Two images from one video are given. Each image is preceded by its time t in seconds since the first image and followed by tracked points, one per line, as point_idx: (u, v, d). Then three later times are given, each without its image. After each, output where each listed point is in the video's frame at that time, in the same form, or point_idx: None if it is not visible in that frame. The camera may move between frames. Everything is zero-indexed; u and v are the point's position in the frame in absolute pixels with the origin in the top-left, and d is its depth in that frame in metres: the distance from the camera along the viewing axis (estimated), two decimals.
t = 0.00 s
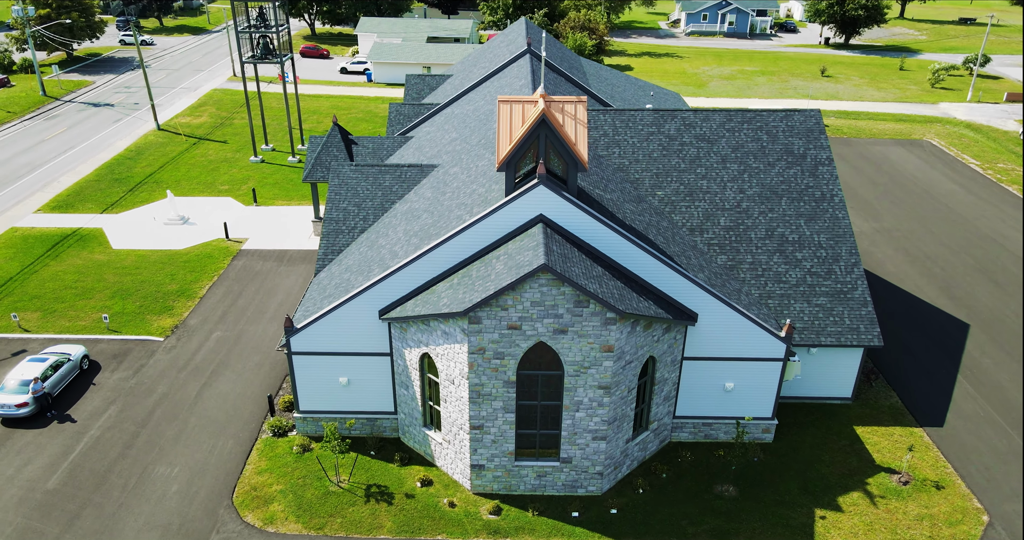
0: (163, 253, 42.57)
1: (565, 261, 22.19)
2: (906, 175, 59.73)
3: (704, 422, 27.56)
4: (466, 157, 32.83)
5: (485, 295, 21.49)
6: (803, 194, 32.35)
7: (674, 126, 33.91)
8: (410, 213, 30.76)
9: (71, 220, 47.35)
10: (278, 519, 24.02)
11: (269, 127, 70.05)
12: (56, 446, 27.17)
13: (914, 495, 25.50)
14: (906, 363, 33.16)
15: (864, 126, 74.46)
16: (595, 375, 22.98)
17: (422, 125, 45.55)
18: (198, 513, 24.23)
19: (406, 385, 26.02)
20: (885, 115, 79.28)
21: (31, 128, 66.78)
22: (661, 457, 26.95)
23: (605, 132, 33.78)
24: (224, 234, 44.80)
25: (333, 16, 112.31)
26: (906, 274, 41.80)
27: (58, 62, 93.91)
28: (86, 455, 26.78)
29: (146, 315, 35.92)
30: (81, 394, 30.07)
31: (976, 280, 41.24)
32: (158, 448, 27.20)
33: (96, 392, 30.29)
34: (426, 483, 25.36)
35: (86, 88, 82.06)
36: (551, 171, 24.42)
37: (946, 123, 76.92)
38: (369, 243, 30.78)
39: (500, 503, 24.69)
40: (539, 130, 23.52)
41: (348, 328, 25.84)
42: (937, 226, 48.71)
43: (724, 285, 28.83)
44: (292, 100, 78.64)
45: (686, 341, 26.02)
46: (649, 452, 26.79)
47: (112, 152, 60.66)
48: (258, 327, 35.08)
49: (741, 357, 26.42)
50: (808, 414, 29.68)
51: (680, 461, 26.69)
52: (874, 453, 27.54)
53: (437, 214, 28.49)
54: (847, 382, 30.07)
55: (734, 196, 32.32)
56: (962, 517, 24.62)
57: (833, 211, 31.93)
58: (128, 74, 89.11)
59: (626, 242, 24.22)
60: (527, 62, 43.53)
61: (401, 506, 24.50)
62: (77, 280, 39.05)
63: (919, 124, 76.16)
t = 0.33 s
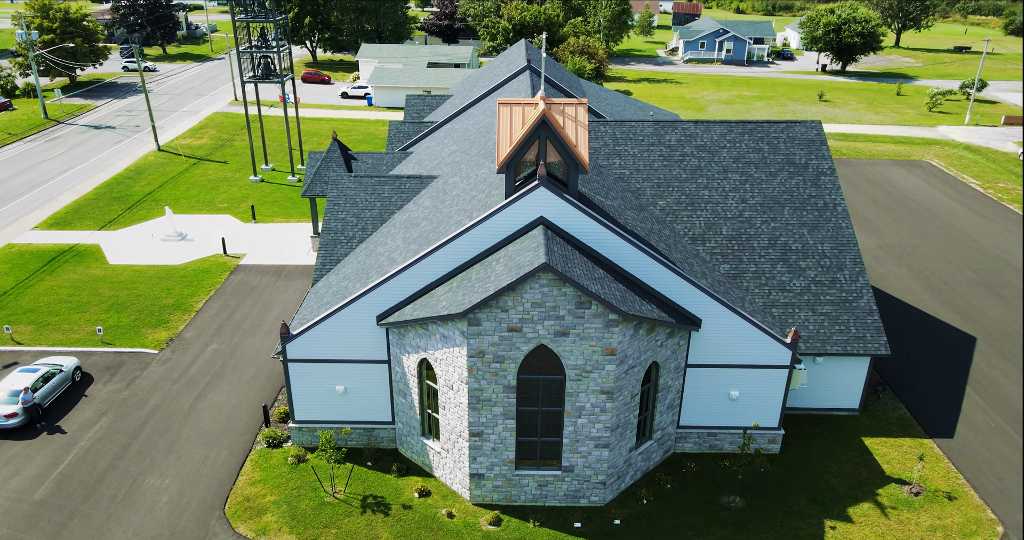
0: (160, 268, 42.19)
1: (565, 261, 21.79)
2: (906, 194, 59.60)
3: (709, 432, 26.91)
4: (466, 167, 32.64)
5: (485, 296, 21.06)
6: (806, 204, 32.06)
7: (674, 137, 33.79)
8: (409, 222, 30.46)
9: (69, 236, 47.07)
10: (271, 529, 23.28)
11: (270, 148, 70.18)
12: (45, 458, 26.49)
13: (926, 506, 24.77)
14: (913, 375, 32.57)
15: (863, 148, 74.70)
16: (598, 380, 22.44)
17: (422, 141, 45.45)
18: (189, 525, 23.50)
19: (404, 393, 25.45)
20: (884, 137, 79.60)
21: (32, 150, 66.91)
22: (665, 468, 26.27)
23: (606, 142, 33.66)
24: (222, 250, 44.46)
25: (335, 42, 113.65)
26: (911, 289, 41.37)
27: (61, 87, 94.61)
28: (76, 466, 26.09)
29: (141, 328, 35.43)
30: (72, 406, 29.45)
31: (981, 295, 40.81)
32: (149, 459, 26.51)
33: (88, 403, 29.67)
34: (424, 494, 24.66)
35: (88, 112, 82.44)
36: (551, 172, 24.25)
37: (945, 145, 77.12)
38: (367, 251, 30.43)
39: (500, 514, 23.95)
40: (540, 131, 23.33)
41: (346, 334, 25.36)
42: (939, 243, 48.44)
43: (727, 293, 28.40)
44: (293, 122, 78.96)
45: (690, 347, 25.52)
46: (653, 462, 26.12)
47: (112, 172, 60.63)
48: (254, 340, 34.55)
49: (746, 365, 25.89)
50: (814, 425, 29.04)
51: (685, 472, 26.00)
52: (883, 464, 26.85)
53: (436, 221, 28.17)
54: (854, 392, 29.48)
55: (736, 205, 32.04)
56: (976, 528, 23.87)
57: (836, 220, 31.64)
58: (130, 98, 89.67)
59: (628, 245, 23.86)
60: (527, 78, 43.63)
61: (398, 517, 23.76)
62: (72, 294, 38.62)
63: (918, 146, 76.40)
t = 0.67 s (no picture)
0: (157, 283, 41.80)
1: (567, 261, 21.41)
2: (907, 213, 59.44)
3: (714, 442, 26.27)
4: (466, 177, 32.44)
5: (485, 296, 20.67)
6: (808, 213, 31.80)
7: (675, 148, 33.68)
8: (408, 230, 30.16)
9: (66, 253, 46.75)
10: None
11: (270, 170, 70.27)
12: (33, 468, 25.82)
13: (939, 517, 24.03)
14: (919, 387, 31.98)
15: (862, 170, 74.86)
16: (600, 383, 21.92)
17: (422, 157, 45.38)
18: (178, 535, 22.78)
19: (402, 400, 24.89)
20: (883, 159, 79.84)
21: (33, 171, 66.97)
22: (669, 478, 25.58)
23: (606, 153, 33.52)
24: (220, 266, 44.11)
25: (336, 69, 113.74)
26: (915, 304, 40.91)
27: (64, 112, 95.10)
28: (65, 476, 25.42)
29: (135, 341, 34.93)
30: (63, 418, 28.84)
31: (986, 309, 40.39)
32: (140, 469, 25.84)
33: (80, 415, 29.06)
34: (421, 504, 23.96)
35: (90, 135, 82.79)
36: (551, 175, 23.97)
37: (943, 167, 77.21)
38: (366, 260, 30.09)
39: (500, 524, 23.23)
40: (540, 133, 23.09)
41: (343, 340, 24.89)
42: (942, 260, 48.15)
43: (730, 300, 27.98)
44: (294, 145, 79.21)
45: (694, 353, 25.02)
46: (657, 472, 25.45)
47: (112, 192, 60.58)
48: (250, 352, 34.02)
49: (751, 371, 25.38)
50: (821, 436, 28.40)
51: (689, 483, 25.32)
52: (893, 474, 26.15)
53: (436, 227, 27.87)
54: (861, 403, 28.89)
55: (738, 215, 31.77)
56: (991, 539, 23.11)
57: (839, 229, 31.35)
58: (132, 123, 90.16)
59: (629, 248, 23.55)
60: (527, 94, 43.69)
61: (395, 527, 23.03)
62: (67, 309, 38.19)
63: (918, 168, 76.58)
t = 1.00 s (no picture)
0: (154, 298, 41.40)
1: (568, 260, 21.08)
2: (908, 233, 59.33)
3: (719, 451, 25.67)
4: (465, 187, 32.27)
5: (484, 294, 20.31)
6: (811, 222, 31.56)
7: (675, 159, 33.58)
8: (407, 239, 29.89)
9: (63, 270, 46.43)
10: None
11: (270, 191, 70.33)
12: (22, 478, 25.19)
13: (952, 526, 23.34)
14: (927, 399, 31.43)
15: (862, 192, 74.96)
16: (602, 386, 21.43)
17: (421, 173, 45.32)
18: None
19: (400, 407, 24.35)
20: (882, 182, 79.99)
21: (33, 193, 66.95)
22: (673, 488, 24.93)
23: (607, 164, 33.42)
24: (218, 281, 43.76)
25: (337, 95, 114.82)
26: (919, 318, 40.48)
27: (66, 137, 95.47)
28: (54, 486, 24.76)
29: (130, 354, 34.45)
30: (54, 428, 28.24)
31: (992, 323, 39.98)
32: (131, 479, 25.20)
33: (71, 426, 28.47)
34: (419, 513, 23.29)
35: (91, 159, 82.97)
36: (551, 177, 23.79)
37: (943, 189, 77.33)
38: (364, 268, 29.78)
39: (500, 533, 22.54)
40: (540, 133, 22.98)
41: (340, 345, 24.47)
42: (945, 277, 47.90)
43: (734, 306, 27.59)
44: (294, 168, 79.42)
45: (697, 358, 24.56)
46: (661, 482, 24.81)
47: (111, 212, 60.44)
48: (246, 365, 33.51)
49: (756, 377, 24.90)
50: (828, 446, 27.79)
51: (694, 492, 24.66)
52: (903, 484, 25.50)
53: (435, 233, 27.61)
54: (868, 412, 28.32)
55: (740, 224, 31.52)
56: None
57: (842, 238, 31.09)
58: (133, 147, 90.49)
59: (631, 249, 23.25)
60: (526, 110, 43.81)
61: (391, 536, 22.34)
62: (62, 323, 37.76)
63: (917, 190, 76.71)
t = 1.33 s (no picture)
0: (150, 314, 41.03)
1: (568, 259, 20.79)
2: (909, 252, 59.29)
3: (724, 460, 25.10)
4: (465, 198, 32.17)
5: (484, 293, 19.98)
6: (813, 232, 31.34)
7: (675, 170, 33.56)
8: (406, 248, 29.66)
9: (59, 288, 46.12)
10: None
11: (270, 214, 70.37)
12: (9, 488, 24.58)
13: (964, 535, 22.68)
14: (934, 411, 30.89)
15: (862, 214, 75.08)
16: (604, 388, 20.98)
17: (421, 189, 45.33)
18: None
19: (398, 414, 23.86)
20: (882, 205, 80.16)
21: (32, 215, 66.92)
22: (677, 497, 24.33)
23: (607, 175, 33.39)
24: (215, 298, 43.44)
25: (338, 123, 116.03)
26: (923, 334, 40.07)
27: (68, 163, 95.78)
28: (42, 496, 24.14)
29: (124, 367, 33.99)
30: (45, 440, 27.67)
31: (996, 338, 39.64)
32: (122, 489, 24.59)
33: (62, 437, 27.90)
34: (417, 522, 22.67)
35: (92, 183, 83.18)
36: (551, 180, 23.63)
37: (943, 211, 77.52)
38: (363, 277, 29.53)
39: None
40: (540, 135, 22.88)
41: (337, 350, 24.07)
42: (948, 294, 47.72)
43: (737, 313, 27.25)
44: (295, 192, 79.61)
45: (701, 363, 24.15)
46: (665, 491, 24.22)
47: (109, 233, 60.35)
48: (242, 378, 33.03)
49: (761, 383, 24.45)
50: (835, 457, 27.21)
51: (699, 502, 24.06)
52: (913, 494, 24.89)
53: (434, 240, 27.39)
54: (874, 422, 27.80)
55: (741, 234, 31.30)
56: None
57: (845, 247, 30.83)
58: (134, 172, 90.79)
59: (631, 251, 22.98)
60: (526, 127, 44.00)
61: None
62: (57, 338, 37.34)
63: (917, 213, 76.91)
